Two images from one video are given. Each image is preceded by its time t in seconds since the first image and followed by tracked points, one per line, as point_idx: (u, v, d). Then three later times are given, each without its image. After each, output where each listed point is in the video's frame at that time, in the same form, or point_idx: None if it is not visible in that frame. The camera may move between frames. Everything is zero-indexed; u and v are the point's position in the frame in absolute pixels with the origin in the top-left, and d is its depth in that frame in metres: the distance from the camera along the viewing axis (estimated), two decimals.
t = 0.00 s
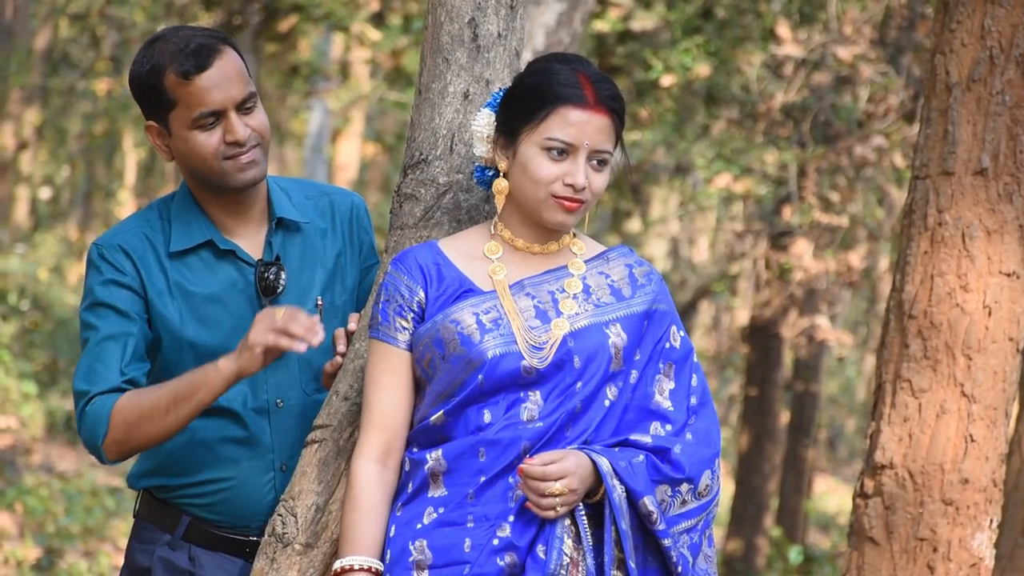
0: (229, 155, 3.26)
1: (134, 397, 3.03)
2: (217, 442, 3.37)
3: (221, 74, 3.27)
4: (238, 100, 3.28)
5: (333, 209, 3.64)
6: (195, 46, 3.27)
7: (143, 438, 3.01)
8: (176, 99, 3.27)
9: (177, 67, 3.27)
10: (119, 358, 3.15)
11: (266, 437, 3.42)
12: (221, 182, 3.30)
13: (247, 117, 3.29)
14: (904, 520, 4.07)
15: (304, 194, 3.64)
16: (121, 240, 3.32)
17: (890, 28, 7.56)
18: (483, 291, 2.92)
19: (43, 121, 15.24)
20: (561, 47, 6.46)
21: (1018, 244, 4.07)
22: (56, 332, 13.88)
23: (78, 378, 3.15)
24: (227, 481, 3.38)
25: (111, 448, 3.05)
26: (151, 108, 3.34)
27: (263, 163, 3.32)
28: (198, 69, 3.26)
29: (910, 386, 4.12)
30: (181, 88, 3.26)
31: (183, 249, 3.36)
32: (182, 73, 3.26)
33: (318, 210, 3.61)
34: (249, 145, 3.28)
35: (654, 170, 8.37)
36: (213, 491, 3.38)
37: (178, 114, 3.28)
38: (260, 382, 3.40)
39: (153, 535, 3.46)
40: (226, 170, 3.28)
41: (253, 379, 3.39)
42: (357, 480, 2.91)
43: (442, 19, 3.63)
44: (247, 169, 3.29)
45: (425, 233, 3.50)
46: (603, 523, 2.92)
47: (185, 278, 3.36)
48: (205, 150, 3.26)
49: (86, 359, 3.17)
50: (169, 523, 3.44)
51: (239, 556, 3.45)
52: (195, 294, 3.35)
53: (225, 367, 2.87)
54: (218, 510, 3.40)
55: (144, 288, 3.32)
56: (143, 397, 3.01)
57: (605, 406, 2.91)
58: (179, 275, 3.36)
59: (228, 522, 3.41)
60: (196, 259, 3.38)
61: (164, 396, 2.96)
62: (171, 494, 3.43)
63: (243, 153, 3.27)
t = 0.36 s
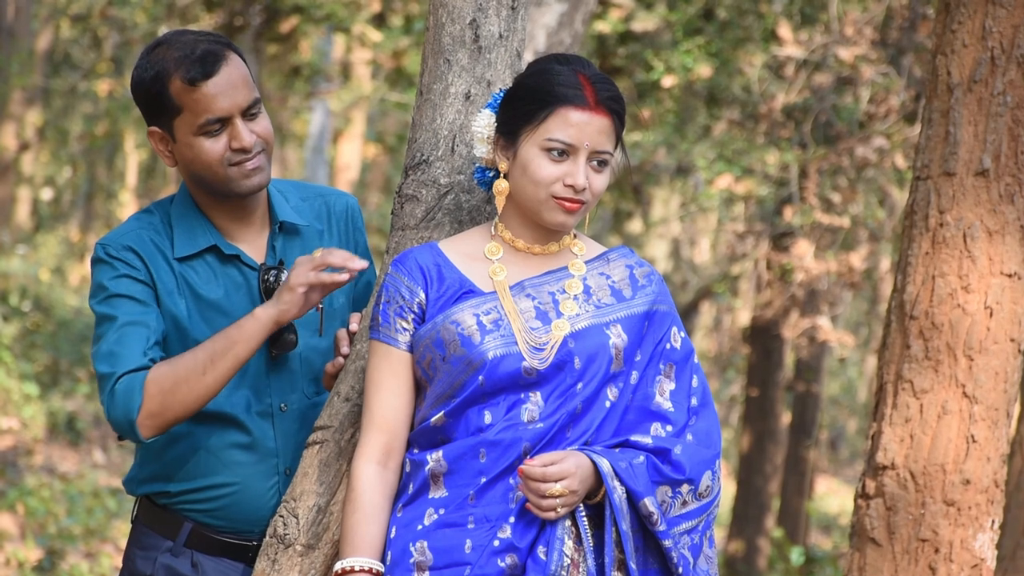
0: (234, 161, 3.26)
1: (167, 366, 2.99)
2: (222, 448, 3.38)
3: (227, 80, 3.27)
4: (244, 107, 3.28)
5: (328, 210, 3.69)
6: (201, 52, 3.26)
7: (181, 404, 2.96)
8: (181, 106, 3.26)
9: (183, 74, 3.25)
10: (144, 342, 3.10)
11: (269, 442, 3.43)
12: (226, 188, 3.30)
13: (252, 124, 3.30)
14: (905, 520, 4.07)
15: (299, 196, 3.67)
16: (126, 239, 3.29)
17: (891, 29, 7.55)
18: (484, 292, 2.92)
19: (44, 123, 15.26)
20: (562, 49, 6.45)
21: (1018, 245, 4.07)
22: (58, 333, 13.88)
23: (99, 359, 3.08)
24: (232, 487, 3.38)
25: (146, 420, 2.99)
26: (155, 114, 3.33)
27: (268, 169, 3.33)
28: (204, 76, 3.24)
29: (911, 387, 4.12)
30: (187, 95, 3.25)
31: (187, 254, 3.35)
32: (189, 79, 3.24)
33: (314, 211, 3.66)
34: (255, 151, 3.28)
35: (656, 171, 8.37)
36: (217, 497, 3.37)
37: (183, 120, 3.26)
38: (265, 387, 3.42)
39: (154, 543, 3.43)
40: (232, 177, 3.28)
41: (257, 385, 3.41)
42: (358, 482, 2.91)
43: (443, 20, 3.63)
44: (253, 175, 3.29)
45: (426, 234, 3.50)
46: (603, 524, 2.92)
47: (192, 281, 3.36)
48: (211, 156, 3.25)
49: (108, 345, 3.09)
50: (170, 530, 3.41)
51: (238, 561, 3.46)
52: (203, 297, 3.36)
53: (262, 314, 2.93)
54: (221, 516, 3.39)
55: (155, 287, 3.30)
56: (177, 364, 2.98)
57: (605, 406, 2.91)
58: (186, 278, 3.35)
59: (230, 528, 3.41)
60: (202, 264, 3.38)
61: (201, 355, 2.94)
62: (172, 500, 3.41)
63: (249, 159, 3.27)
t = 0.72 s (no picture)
0: (237, 166, 3.26)
1: (191, 356, 3.03)
2: (226, 453, 3.38)
3: (230, 85, 3.27)
4: (246, 111, 3.28)
5: (323, 211, 3.71)
6: (204, 58, 3.26)
7: (208, 392, 2.99)
8: (184, 112, 3.26)
9: (186, 79, 3.24)
10: (161, 340, 3.12)
11: (272, 446, 3.44)
12: (229, 193, 3.30)
13: (254, 128, 3.30)
14: (907, 523, 4.06)
15: (294, 199, 3.69)
16: (132, 243, 3.29)
17: (893, 30, 7.54)
18: (485, 294, 2.91)
19: (46, 125, 15.27)
20: (564, 50, 6.45)
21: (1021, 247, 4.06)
22: (60, 335, 13.90)
23: (121, 355, 3.09)
24: (237, 492, 3.38)
25: (172, 412, 3.01)
26: (157, 120, 3.33)
27: (270, 173, 3.33)
28: (207, 81, 3.24)
29: (913, 389, 4.11)
30: (190, 100, 3.25)
31: (190, 260, 3.35)
32: (191, 85, 3.24)
33: (309, 213, 3.67)
34: (258, 155, 3.28)
35: (657, 173, 8.36)
36: (222, 502, 3.38)
37: (186, 125, 3.26)
38: (267, 392, 3.42)
39: (156, 549, 3.42)
40: (235, 182, 3.28)
41: (260, 390, 3.41)
42: (359, 484, 2.91)
43: (445, 22, 3.63)
44: (255, 180, 3.29)
45: (427, 235, 3.50)
46: (604, 527, 2.91)
47: (196, 285, 3.36)
48: (214, 162, 3.25)
49: (125, 343, 3.11)
50: (173, 537, 3.41)
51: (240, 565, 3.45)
52: (208, 301, 3.36)
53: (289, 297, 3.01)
54: (225, 521, 3.39)
55: (162, 290, 3.29)
56: (201, 354, 3.01)
57: (607, 408, 2.91)
58: (190, 282, 3.35)
59: (234, 533, 3.41)
60: (205, 268, 3.37)
61: (227, 342, 2.99)
62: (175, 505, 3.41)
63: (252, 163, 3.27)
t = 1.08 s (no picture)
0: (239, 173, 3.27)
1: (208, 361, 3.04)
2: (231, 459, 3.38)
3: (232, 92, 3.27)
4: (248, 118, 3.28)
5: (317, 214, 3.72)
6: (205, 65, 3.26)
7: (231, 395, 3.01)
8: (186, 119, 3.26)
9: (189, 86, 3.25)
10: (174, 347, 3.13)
11: (276, 451, 3.44)
12: (231, 201, 3.31)
13: (255, 134, 3.31)
14: (911, 527, 4.06)
15: (289, 202, 3.69)
16: (136, 251, 3.29)
17: (896, 34, 7.53)
18: (487, 298, 2.91)
19: (50, 129, 15.28)
20: (567, 54, 6.44)
21: None
22: (62, 339, 13.91)
23: (135, 362, 3.09)
24: (241, 498, 3.38)
25: (194, 417, 3.01)
26: (157, 127, 3.33)
27: (272, 179, 3.34)
28: (210, 88, 3.24)
29: (916, 394, 4.11)
30: (192, 107, 3.25)
31: (192, 267, 3.34)
32: (194, 92, 3.24)
33: (305, 217, 3.69)
34: (260, 162, 3.29)
35: (660, 176, 8.35)
36: (227, 508, 3.38)
37: (188, 132, 3.26)
38: (270, 398, 3.42)
39: (159, 557, 3.42)
40: (236, 189, 3.28)
41: (263, 397, 3.41)
42: (361, 488, 2.90)
43: (447, 26, 3.64)
44: (257, 187, 3.30)
45: (430, 239, 3.49)
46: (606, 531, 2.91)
47: (200, 293, 3.35)
48: (216, 169, 3.25)
49: (137, 351, 3.10)
50: (176, 544, 3.40)
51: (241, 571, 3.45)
52: (211, 308, 3.36)
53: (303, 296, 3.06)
54: (229, 527, 3.39)
55: (167, 298, 3.29)
56: (218, 358, 3.03)
57: (609, 412, 2.90)
58: (194, 289, 3.35)
59: (238, 539, 3.42)
60: (207, 275, 3.37)
61: (247, 344, 3.02)
62: (178, 513, 3.40)
63: (254, 170, 3.28)
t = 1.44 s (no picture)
0: (241, 182, 3.27)
1: (218, 372, 3.05)
2: (233, 469, 3.38)
3: (233, 102, 3.27)
4: (250, 127, 3.29)
5: (314, 221, 3.72)
6: (207, 74, 3.27)
7: (242, 405, 3.02)
8: (187, 129, 3.26)
9: (190, 96, 3.25)
10: (180, 358, 3.13)
11: (278, 460, 3.44)
12: (231, 211, 3.31)
13: (256, 144, 3.32)
14: (914, 535, 4.05)
15: (286, 210, 3.69)
16: (137, 262, 3.28)
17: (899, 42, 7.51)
18: (489, 307, 2.91)
19: (53, 137, 15.31)
20: (569, 62, 6.44)
21: None
22: (66, 347, 13.92)
23: (142, 373, 3.09)
24: (243, 507, 3.38)
25: (204, 429, 3.02)
26: (158, 137, 3.33)
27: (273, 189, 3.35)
28: (212, 98, 3.25)
29: (920, 402, 4.10)
30: (194, 117, 3.25)
31: (194, 277, 3.34)
32: (196, 102, 3.24)
33: (302, 225, 3.68)
34: (261, 172, 3.29)
35: (663, 184, 8.34)
36: (228, 518, 3.37)
37: (189, 142, 3.27)
38: (271, 407, 3.41)
39: (161, 567, 3.42)
40: (237, 199, 3.28)
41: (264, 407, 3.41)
42: (363, 496, 2.90)
43: (451, 34, 3.64)
44: (258, 197, 3.30)
45: (433, 248, 3.49)
46: (609, 539, 2.90)
47: (201, 303, 3.35)
48: (217, 179, 3.26)
49: (143, 363, 3.11)
50: (178, 554, 3.40)
51: None
52: (212, 318, 3.36)
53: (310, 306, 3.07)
54: (231, 537, 3.39)
55: (170, 309, 3.29)
56: (228, 369, 3.04)
57: (611, 421, 2.90)
58: (195, 299, 3.35)
59: (240, 548, 3.42)
60: (208, 285, 3.37)
61: (256, 354, 3.03)
62: (179, 523, 3.40)
63: (255, 180, 3.28)
